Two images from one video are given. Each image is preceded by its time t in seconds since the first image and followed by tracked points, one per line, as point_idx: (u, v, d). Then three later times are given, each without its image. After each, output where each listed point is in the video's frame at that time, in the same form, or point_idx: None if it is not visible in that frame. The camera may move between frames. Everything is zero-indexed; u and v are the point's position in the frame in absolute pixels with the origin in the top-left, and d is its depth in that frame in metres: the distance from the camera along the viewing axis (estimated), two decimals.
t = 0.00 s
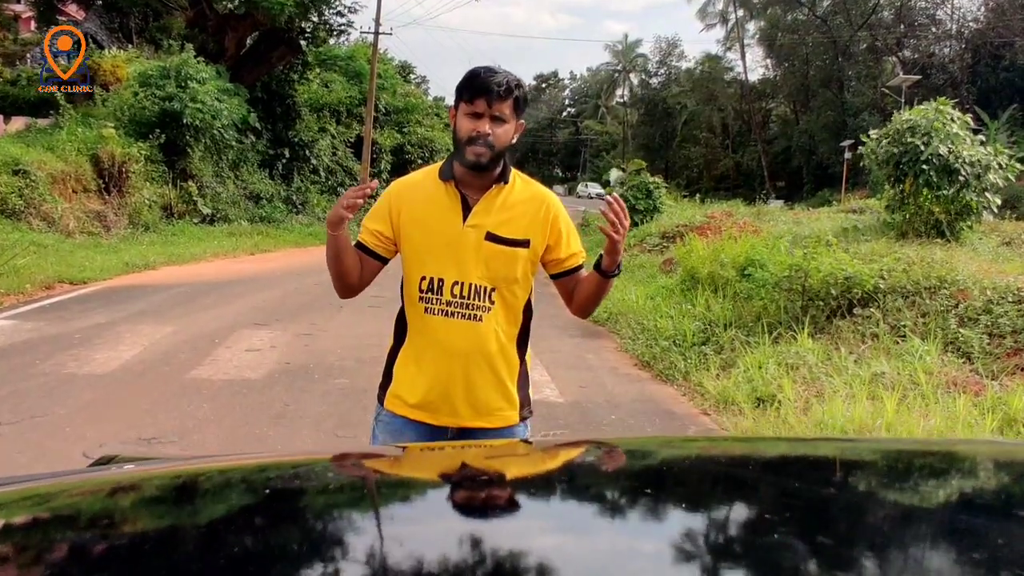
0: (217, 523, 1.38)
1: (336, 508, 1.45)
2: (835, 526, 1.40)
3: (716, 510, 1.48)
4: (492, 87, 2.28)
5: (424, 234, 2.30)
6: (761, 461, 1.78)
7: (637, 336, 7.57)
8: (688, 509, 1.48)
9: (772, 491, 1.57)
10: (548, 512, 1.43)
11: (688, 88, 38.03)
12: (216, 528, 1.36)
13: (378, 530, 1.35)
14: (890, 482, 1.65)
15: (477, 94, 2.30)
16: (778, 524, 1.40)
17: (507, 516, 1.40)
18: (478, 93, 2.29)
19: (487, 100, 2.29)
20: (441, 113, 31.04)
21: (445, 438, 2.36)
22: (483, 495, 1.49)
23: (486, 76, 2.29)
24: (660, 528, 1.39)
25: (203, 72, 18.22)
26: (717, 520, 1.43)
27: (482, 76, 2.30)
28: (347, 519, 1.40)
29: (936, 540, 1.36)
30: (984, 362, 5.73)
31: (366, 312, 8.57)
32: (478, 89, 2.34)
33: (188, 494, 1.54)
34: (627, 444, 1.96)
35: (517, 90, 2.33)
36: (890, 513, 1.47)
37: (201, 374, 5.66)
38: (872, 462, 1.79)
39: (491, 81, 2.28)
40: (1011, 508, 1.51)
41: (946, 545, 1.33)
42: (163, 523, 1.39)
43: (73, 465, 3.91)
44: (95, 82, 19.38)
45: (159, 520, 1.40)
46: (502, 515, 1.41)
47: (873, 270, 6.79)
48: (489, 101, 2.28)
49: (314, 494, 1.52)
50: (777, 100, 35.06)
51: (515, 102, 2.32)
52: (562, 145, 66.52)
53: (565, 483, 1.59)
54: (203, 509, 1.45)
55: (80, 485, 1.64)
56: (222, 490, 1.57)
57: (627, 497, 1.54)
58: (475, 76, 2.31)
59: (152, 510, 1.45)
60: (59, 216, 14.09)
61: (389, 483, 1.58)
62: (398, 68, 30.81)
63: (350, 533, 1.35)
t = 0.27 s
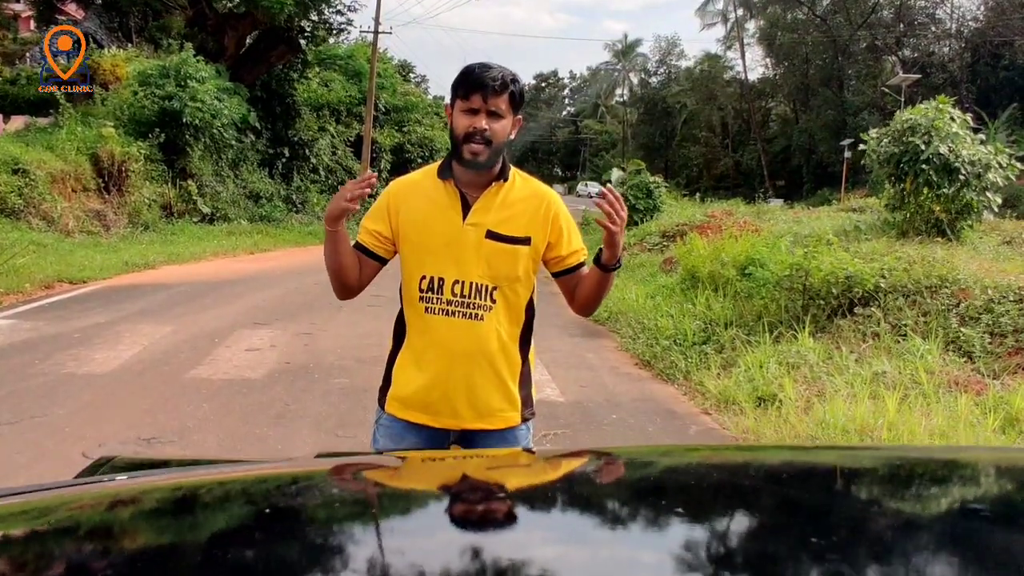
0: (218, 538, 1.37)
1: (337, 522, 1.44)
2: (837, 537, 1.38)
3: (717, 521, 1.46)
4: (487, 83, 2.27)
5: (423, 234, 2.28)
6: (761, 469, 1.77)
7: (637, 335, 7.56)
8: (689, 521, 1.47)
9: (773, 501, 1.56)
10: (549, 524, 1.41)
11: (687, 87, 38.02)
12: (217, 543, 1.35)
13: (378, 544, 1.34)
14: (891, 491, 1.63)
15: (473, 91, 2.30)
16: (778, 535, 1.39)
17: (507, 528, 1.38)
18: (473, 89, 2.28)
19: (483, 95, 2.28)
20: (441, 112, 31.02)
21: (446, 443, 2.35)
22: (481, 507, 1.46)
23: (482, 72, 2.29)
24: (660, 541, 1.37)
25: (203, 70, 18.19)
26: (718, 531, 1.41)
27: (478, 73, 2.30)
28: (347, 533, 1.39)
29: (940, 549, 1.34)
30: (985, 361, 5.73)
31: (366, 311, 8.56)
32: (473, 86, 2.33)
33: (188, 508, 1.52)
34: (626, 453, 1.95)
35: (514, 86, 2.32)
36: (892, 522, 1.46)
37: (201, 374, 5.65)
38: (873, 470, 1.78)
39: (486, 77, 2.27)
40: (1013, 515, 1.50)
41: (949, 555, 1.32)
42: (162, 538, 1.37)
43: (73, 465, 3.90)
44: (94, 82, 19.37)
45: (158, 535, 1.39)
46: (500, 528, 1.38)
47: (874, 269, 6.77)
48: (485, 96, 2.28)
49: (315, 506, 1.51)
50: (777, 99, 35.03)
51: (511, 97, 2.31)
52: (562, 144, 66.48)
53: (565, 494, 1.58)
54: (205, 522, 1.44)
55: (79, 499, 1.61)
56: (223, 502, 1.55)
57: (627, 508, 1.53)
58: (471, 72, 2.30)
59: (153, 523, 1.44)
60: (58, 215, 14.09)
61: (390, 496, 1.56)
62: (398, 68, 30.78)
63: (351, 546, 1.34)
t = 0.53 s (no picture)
0: (221, 566, 1.34)
1: (341, 547, 1.41)
2: (844, 558, 1.36)
3: (721, 541, 1.45)
4: (486, 79, 2.27)
5: (428, 234, 2.25)
6: (766, 487, 1.76)
7: (640, 336, 7.54)
8: (693, 542, 1.45)
9: (778, 520, 1.54)
10: (553, 548, 1.39)
11: (689, 86, 37.99)
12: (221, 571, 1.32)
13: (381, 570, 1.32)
14: (897, 507, 1.62)
15: (472, 88, 2.29)
16: (784, 557, 1.37)
17: (511, 553, 1.36)
18: (473, 85, 2.27)
19: (483, 91, 2.27)
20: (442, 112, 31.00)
21: (451, 448, 2.33)
22: (485, 531, 1.44)
23: (481, 69, 2.28)
24: (664, 564, 1.35)
25: (204, 70, 18.18)
26: (723, 553, 1.40)
27: (478, 71, 2.29)
28: (350, 559, 1.36)
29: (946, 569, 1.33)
30: (990, 361, 5.71)
31: (367, 311, 8.54)
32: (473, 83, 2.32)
33: (189, 533, 1.49)
34: (630, 472, 1.93)
35: (513, 83, 2.31)
36: (897, 540, 1.44)
37: (202, 374, 5.63)
38: (878, 486, 1.76)
39: (486, 73, 2.27)
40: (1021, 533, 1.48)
41: None
42: (165, 566, 1.35)
43: (74, 466, 3.89)
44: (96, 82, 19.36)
45: (161, 563, 1.36)
46: (501, 553, 1.36)
47: (878, 269, 6.73)
48: (485, 91, 2.27)
49: (318, 529, 1.49)
50: (779, 99, 34.98)
51: (511, 93, 2.31)
52: (563, 144, 66.42)
53: (568, 516, 1.55)
54: (207, 545, 1.42)
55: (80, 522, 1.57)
56: (225, 526, 1.52)
57: (630, 531, 1.50)
58: (470, 70, 2.29)
59: (154, 549, 1.41)
60: (60, 216, 14.10)
61: (393, 518, 1.53)
62: (399, 67, 30.74)
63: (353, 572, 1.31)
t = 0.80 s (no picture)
0: None
1: (349, 568, 1.37)
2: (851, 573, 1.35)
3: (728, 556, 1.43)
4: (494, 78, 2.23)
5: (437, 234, 2.23)
6: (772, 499, 1.74)
7: (644, 335, 7.51)
8: (699, 558, 1.42)
9: (784, 534, 1.53)
10: (561, 567, 1.35)
11: (691, 85, 37.93)
12: None
13: None
14: (904, 519, 1.61)
15: (481, 85, 2.25)
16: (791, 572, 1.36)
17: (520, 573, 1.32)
18: (482, 84, 2.23)
19: (491, 90, 2.23)
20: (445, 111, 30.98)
21: (456, 449, 2.32)
22: (494, 549, 1.40)
23: (489, 67, 2.24)
24: None
25: (207, 70, 18.17)
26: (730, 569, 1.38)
27: (487, 69, 2.25)
28: None
29: None
30: (996, 361, 5.68)
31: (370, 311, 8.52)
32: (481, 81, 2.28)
33: (194, 556, 1.42)
34: (634, 486, 1.87)
35: (521, 81, 2.28)
36: (902, 554, 1.43)
37: (205, 374, 5.62)
38: (883, 498, 1.75)
39: (494, 72, 2.23)
40: None
41: None
42: None
43: (77, 466, 3.88)
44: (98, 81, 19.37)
45: None
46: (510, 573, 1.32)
47: (883, 268, 6.69)
48: (494, 90, 2.23)
49: (326, 549, 1.43)
50: (782, 98, 34.92)
51: (519, 93, 2.27)
52: (566, 143, 66.35)
53: (575, 533, 1.52)
54: (211, 566, 1.37)
55: (85, 542, 1.46)
56: (231, 547, 1.45)
57: (635, 546, 1.47)
58: (477, 67, 2.25)
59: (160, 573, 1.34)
60: (63, 215, 14.11)
61: (398, 536, 1.49)
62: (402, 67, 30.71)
63: None
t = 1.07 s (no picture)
0: None
1: None
2: None
3: None
4: (501, 78, 2.22)
5: (442, 236, 2.20)
6: (782, 526, 1.65)
7: (648, 336, 7.49)
8: None
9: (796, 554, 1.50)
10: None
11: (693, 85, 37.89)
12: None
13: None
14: (914, 539, 1.60)
15: (487, 84, 2.23)
16: None
17: None
18: (488, 84, 2.22)
19: (497, 90, 2.22)
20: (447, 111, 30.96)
21: (461, 453, 2.30)
22: None
23: (496, 67, 2.22)
24: None
25: (210, 70, 18.16)
26: None
27: (493, 69, 2.23)
28: None
29: None
30: (1002, 361, 5.65)
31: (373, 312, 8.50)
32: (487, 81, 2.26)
33: None
34: (643, 513, 1.69)
35: (527, 81, 2.26)
36: None
37: (207, 376, 5.60)
38: (888, 516, 1.74)
39: (501, 72, 2.21)
40: None
41: None
42: None
43: (79, 469, 3.85)
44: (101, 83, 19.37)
45: None
46: None
47: (888, 268, 6.64)
48: (499, 90, 2.21)
49: None
50: (784, 97, 34.86)
51: (525, 93, 2.26)
52: (568, 143, 66.29)
53: (582, 565, 1.39)
54: None
55: None
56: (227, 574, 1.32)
57: None
58: (483, 68, 2.24)
59: None
60: (65, 216, 14.10)
61: (401, 567, 1.35)
62: (404, 67, 30.68)
63: None
